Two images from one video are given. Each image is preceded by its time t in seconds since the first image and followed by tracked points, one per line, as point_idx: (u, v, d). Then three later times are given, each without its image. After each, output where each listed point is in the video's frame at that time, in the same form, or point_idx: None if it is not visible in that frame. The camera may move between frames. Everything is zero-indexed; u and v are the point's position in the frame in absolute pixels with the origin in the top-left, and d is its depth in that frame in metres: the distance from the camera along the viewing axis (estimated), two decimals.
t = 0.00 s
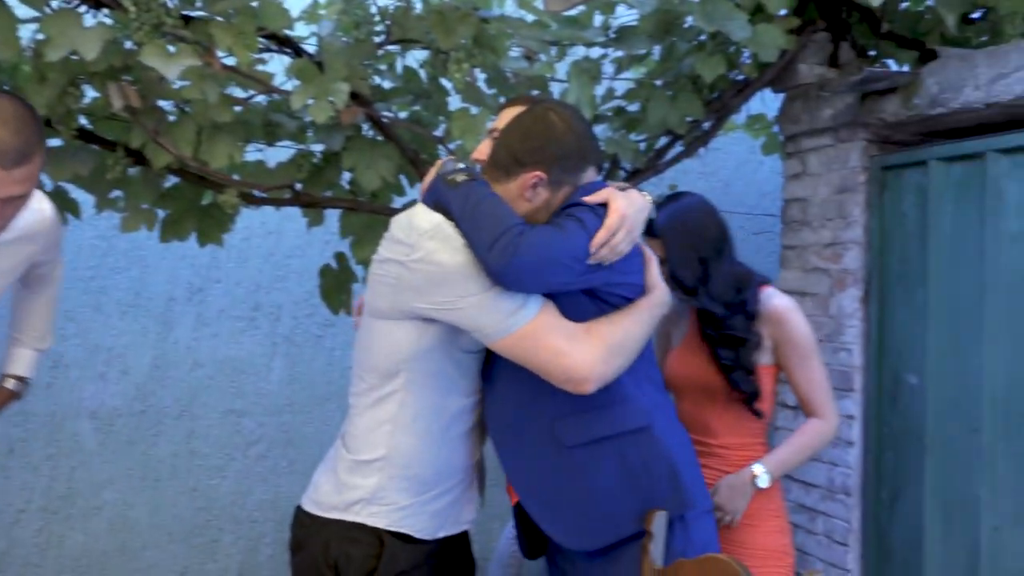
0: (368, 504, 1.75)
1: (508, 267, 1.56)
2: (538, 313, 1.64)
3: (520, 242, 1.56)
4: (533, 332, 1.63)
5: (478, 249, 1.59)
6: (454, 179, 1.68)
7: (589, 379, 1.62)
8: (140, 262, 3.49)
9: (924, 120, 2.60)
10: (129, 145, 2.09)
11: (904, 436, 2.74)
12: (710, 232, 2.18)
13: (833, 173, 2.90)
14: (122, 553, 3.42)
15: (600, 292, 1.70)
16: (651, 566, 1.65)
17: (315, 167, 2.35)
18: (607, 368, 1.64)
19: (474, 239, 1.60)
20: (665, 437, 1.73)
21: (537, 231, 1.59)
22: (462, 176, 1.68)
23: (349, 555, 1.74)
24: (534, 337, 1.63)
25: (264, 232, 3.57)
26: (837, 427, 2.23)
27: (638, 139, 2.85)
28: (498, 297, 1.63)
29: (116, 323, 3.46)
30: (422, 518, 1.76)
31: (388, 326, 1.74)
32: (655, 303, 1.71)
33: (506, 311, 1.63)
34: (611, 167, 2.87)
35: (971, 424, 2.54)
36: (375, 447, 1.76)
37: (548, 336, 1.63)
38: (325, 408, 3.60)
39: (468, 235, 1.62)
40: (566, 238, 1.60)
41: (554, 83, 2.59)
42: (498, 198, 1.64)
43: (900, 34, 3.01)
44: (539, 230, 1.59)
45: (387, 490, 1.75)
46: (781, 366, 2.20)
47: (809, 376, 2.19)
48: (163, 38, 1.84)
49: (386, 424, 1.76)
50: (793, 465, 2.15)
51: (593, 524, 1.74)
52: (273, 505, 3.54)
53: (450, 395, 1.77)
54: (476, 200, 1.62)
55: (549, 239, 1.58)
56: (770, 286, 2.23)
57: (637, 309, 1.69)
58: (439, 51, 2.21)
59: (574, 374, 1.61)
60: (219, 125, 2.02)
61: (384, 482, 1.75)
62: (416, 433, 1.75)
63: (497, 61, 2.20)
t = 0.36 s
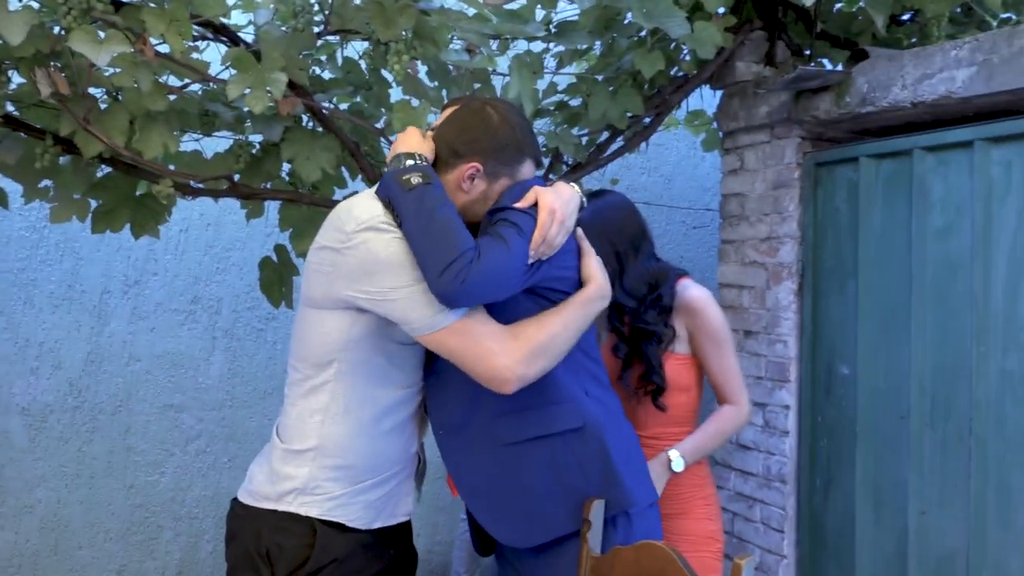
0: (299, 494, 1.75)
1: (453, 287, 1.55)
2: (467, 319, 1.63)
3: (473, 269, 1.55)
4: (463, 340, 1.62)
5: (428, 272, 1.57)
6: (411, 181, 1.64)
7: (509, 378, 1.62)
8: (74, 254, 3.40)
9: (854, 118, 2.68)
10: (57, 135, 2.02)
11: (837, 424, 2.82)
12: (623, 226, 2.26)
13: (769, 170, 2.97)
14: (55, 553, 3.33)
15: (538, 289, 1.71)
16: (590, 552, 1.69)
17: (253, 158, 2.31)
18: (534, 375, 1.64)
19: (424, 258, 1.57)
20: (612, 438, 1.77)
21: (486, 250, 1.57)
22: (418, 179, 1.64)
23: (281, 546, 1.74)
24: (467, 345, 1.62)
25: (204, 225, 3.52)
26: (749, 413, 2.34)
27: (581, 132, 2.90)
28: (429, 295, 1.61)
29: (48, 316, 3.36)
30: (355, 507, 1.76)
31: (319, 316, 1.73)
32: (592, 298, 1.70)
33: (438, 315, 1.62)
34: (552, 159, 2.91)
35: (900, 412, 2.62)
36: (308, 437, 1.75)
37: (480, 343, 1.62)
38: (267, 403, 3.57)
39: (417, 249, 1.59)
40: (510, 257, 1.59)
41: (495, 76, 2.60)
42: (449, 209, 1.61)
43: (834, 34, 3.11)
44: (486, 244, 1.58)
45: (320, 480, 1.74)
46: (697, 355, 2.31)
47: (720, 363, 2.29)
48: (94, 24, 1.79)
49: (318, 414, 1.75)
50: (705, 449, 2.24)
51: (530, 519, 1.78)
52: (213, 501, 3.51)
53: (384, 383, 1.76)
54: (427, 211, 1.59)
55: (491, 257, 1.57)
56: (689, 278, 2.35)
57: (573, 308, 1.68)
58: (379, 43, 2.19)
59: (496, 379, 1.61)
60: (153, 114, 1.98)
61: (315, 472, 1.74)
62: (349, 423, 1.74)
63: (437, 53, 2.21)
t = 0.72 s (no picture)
0: (276, 487, 1.74)
1: (458, 335, 1.53)
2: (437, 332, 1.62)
3: (485, 327, 1.54)
4: (428, 351, 1.60)
5: (441, 331, 1.55)
6: (419, 224, 1.58)
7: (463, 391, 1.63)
8: (61, 252, 3.38)
9: (842, 115, 2.69)
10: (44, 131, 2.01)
11: (826, 419, 2.83)
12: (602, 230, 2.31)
13: (758, 167, 2.98)
14: (44, 552, 3.32)
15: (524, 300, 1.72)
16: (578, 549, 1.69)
17: (241, 154, 2.31)
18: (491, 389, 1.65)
19: (432, 310, 1.55)
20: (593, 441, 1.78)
21: (493, 297, 1.55)
22: (427, 224, 1.57)
23: (258, 539, 1.73)
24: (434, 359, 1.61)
25: (192, 222, 3.51)
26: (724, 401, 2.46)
27: (570, 130, 2.90)
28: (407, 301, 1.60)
29: (36, 315, 3.35)
30: (332, 503, 1.74)
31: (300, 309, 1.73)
32: (567, 308, 1.71)
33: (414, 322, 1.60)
34: (542, 157, 2.91)
35: (887, 407, 2.64)
36: (286, 430, 1.74)
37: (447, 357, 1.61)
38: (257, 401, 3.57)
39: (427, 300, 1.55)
40: (511, 295, 1.58)
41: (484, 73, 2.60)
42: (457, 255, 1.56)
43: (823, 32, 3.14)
44: (490, 286, 1.56)
45: (297, 473, 1.73)
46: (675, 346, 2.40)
47: (697, 354, 2.39)
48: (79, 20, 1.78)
49: (297, 407, 1.74)
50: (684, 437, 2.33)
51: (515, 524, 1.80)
52: (202, 499, 3.50)
53: (363, 379, 1.75)
54: (437, 263, 1.54)
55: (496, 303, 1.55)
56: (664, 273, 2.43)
57: (548, 322, 1.68)
58: (367, 40, 2.18)
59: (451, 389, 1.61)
60: (139, 110, 1.97)
61: (292, 466, 1.73)
62: (327, 418, 1.73)
63: (426, 50, 2.21)
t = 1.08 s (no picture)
0: (246, 491, 1.73)
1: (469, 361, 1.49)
2: (400, 346, 1.59)
3: (498, 346, 1.50)
4: (379, 373, 1.58)
5: (455, 356, 1.49)
6: (412, 263, 1.52)
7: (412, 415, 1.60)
8: (40, 259, 3.36)
9: (821, 122, 2.72)
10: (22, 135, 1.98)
11: (806, 424, 2.85)
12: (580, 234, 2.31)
13: (738, 174, 3.00)
14: (20, 562, 3.29)
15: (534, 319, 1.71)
16: (558, 551, 1.70)
17: (221, 160, 2.29)
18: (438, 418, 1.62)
19: (443, 342, 1.49)
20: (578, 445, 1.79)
21: (506, 316, 1.52)
22: (421, 261, 1.53)
23: (228, 543, 1.71)
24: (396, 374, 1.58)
25: (174, 229, 3.49)
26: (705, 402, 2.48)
27: (552, 136, 2.92)
28: (376, 312, 1.57)
29: (13, 322, 3.32)
30: (303, 510, 1.73)
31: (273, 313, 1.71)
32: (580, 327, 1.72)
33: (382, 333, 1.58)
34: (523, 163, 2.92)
35: (866, 412, 2.66)
36: (258, 434, 1.73)
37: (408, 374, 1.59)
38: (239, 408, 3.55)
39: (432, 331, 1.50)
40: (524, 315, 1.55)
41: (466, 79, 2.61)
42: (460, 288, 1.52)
43: (800, 40, 3.17)
44: (496, 305, 1.53)
45: (267, 478, 1.71)
46: (656, 346, 2.44)
47: (679, 354, 2.43)
48: (58, 24, 1.78)
49: (269, 411, 1.74)
50: (668, 436, 2.37)
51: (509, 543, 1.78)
52: (182, 508, 3.47)
53: (339, 386, 1.74)
54: (439, 294, 1.49)
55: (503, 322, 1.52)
56: (641, 275, 2.49)
57: (560, 339, 1.68)
58: (348, 45, 2.19)
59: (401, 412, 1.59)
60: (118, 115, 1.97)
61: (262, 470, 1.72)
62: (300, 424, 1.72)
63: (407, 57, 2.22)
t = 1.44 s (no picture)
0: (210, 484, 1.69)
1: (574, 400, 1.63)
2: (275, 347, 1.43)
3: (599, 377, 1.64)
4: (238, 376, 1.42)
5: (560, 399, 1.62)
6: (490, 343, 1.58)
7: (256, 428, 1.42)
8: (21, 244, 3.34)
9: (802, 110, 2.73)
10: None
11: (787, 410, 2.87)
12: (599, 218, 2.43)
13: (721, 162, 3.02)
14: (3, 547, 3.28)
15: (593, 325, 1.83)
16: (537, 532, 1.72)
17: (202, 145, 2.29)
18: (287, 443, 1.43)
19: (548, 392, 1.61)
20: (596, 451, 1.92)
21: (598, 349, 1.66)
22: (496, 338, 1.58)
23: (192, 537, 1.69)
24: (250, 382, 1.42)
25: (156, 214, 3.48)
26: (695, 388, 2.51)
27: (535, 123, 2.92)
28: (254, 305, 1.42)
29: None
30: (267, 504, 1.69)
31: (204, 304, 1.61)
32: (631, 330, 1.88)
33: (234, 334, 1.41)
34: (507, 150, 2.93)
35: (845, 399, 2.68)
36: (218, 429, 1.69)
37: (261, 387, 1.41)
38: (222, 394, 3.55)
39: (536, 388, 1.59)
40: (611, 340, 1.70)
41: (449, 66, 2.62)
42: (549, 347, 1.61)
43: (784, 29, 3.17)
44: (586, 341, 1.65)
45: (230, 471, 1.68)
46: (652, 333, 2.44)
47: (673, 344, 2.44)
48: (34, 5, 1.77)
49: (226, 404, 1.69)
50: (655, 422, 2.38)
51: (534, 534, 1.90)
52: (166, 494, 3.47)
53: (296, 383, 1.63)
54: (534, 353, 1.58)
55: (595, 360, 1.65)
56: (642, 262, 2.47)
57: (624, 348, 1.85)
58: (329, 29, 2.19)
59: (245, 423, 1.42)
60: (98, 98, 1.96)
61: (225, 464, 1.68)
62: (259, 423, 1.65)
63: (389, 42, 2.21)
